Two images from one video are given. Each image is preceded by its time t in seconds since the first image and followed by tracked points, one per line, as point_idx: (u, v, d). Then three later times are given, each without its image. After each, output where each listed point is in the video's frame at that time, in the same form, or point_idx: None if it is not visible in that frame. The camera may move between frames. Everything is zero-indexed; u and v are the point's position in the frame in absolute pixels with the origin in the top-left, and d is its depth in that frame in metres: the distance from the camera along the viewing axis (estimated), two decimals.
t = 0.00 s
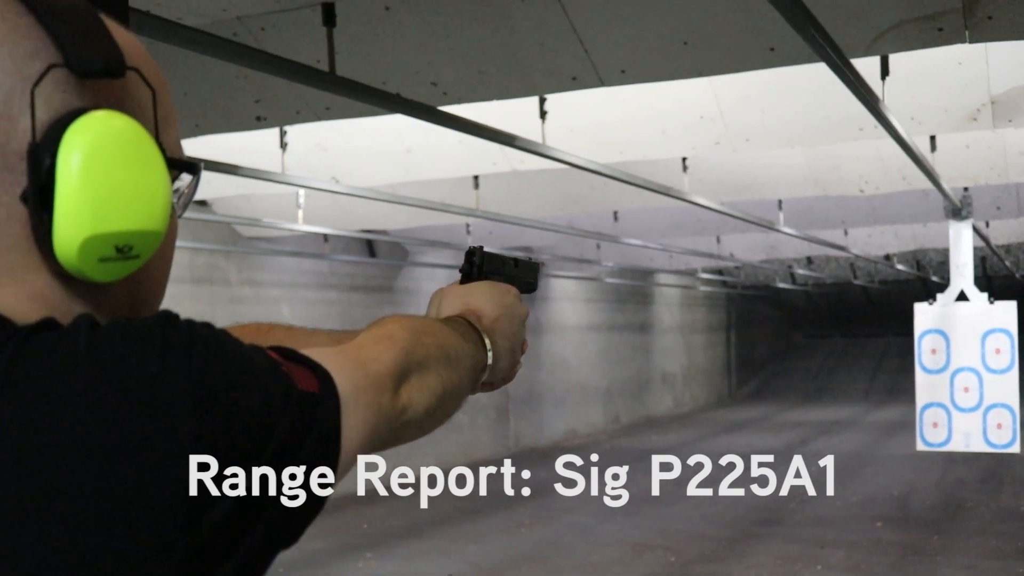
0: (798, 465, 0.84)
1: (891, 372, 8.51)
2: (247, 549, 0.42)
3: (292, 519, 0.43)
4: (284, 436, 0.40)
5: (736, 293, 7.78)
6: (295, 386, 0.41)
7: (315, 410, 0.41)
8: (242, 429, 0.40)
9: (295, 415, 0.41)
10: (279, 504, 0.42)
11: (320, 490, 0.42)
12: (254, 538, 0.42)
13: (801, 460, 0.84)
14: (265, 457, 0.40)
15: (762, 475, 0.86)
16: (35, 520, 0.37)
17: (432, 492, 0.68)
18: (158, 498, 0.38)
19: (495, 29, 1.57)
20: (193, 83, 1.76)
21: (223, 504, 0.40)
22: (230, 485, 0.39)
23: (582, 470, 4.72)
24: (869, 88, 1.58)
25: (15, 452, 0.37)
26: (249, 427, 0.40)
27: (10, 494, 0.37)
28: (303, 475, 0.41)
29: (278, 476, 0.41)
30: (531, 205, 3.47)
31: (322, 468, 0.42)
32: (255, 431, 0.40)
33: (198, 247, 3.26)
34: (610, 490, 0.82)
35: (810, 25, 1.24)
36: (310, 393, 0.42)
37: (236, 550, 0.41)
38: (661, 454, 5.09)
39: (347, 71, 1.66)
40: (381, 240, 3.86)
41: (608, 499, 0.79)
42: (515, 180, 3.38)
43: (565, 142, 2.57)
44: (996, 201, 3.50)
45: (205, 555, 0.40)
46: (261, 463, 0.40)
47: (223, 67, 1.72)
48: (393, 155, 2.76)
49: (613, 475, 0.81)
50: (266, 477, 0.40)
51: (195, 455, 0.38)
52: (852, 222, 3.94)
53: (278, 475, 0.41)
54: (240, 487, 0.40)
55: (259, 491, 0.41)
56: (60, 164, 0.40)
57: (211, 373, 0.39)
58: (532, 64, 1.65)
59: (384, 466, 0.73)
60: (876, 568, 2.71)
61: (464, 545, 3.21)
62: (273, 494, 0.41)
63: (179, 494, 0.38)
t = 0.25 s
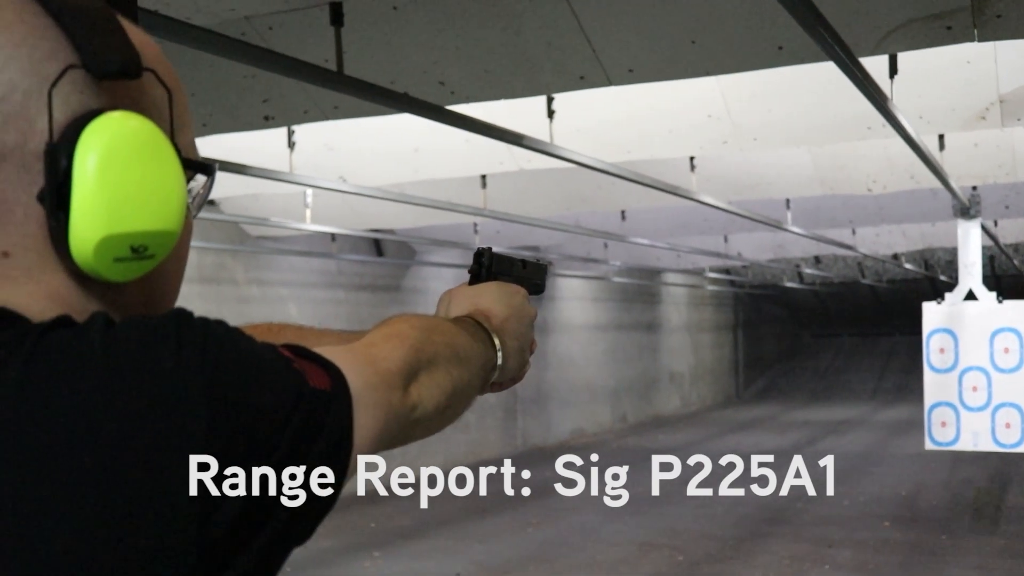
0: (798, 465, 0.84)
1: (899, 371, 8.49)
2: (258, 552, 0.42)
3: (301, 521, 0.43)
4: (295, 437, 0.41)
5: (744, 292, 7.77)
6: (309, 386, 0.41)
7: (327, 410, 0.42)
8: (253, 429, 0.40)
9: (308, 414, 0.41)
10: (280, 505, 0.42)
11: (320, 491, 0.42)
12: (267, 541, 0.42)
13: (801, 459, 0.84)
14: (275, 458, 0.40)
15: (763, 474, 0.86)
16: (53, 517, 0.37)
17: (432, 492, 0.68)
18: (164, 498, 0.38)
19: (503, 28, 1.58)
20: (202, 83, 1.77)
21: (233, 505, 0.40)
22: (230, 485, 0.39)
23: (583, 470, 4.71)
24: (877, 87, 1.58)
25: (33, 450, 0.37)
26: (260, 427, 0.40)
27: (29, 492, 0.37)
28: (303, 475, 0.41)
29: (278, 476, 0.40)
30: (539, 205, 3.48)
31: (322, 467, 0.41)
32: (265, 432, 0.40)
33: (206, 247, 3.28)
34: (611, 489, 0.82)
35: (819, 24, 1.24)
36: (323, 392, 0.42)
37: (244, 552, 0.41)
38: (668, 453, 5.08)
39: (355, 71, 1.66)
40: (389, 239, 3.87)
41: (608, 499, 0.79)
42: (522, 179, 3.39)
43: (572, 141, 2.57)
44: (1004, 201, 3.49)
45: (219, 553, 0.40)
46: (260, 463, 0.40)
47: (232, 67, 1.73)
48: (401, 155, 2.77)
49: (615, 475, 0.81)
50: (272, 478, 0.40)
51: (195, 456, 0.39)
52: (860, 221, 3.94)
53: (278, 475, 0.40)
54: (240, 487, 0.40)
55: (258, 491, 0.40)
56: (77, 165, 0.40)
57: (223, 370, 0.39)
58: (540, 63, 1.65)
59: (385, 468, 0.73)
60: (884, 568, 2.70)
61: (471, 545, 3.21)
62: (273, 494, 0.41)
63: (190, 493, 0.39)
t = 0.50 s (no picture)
0: (798, 465, 0.84)
1: (914, 368, 8.45)
2: (262, 551, 0.43)
3: (308, 517, 0.44)
4: (304, 431, 0.41)
5: (758, 288, 7.74)
6: (323, 378, 0.42)
7: (340, 404, 0.42)
8: (264, 424, 0.40)
9: (319, 409, 0.41)
10: (281, 505, 0.42)
11: (320, 490, 0.43)
12: (270, 542, 0.43)
13: (802, 460, 0.84)
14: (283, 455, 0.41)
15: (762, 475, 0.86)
16: (71, 505, 0.38)
17: (432, 493, 0.68)
18: (172, 493, 0.39)
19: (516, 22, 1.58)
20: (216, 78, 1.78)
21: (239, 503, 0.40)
22: (230, 485, 0.39)
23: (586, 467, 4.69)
24: (892, 81, 1.57)
25: (50, 438, 0.38)
26: (270, 424, 0.41)
27: (47, 479, 0.38)
28: (303, 475, 0.42)
29: (278, 477, 0.41)
30: (552, 200, 3.48)
31: (323, 468, 0.42)
32: (275, 428, 0.41)
33: (220, 242, 3.30)
34: (612, 489, 0.82)
35: (834, 17, 1.23)
36: (337, 383, 0.42)
37: (248, 552, 0.42)
38: (680, 449, 5.08)
39: (368, 66, 1.67)
40: (402, 234, 3.88)
41: (609, 499, 0.79)
42: (535, 175, 3.39)
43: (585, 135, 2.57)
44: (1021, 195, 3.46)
45: (226, 550, 0.41)
46: (261, 463, 0.41)
47: (245, 62, 1.74)
48: (414, 150, 2.78)
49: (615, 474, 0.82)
50: (279, 476, 0.41)
51: (195, 456, 0.39)
52: (874, 216, 3.92)
53: (278, 475, 0.41)
54: (240, 487, 0.40)
55: (259, 491, 0.41)
56: (96, 159, 0.41)
57: (237, 363, 0.40)
58: (552, 58, 1.65)
59: (385, 468, 0.73)
60: (897, 565, 2.69)
61: (484, 540, 3.22)
62: (273, 494, 0.41)
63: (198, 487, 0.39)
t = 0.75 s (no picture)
0: (795, 464, 0.84)
1: (906, 369, 8.48)
2: (261, 551, 0.42)
3: (308, 516, 0.44)
4: (302, 432, 0.41)
5: (750, 289, 7.76)
6: (316, 380, 0.42)
7: (333, 406, 0.42)
8: (260, 425, 0.40)
9: (314, 410, 0.41)
10: (281, 505, 0.42)
11: (320, 491, 0.42)
12: (269, 540, 0.43)
13: (799, 460, 0.84)
14: (281, 455, 0.41)
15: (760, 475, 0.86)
16: (59, 512, 0.37)
17: (431, 493, 0.68)
18: (167, 497, 0.39)
19: (509, 23, 1.58)
20: (209, 79, 1.77)
21: (237, 503, 0.40)
22: (230, 485, 0.39)
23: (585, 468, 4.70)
24: (885, 83, 1.57)
25: (38, 445, 0.37)
26: (266, 425, 0.40)
27: (35, 486, 0.37)
28: (303, 475, 0.41)
29: (278, 477, 0.41)
30: (545, 201, 3.48)
31: (323, 467, 0.42)
32: (271, 430, 0.40)
33: (213, 244, 3.28)
34: (608, 490, 0.82)
35: (828, 19, 1.24)
36: (330, 385, 0.42)
37: (246, 552, 0.42)
38: (673, 450, 5.08)
39: (361, 67, 1.67)
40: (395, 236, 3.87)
41: (608, 500, 0.79)
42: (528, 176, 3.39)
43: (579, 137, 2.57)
44: (1012, 197, 3.48)
45: (223, 550, 0.41)
46: (260, 463, 0.41)
47: (238, 63, 1.73)
48: (407, 151, 2.77)
49: (613, 475, 0.81)
50: (277, 477, 0.41)
51: (195, 456, 0.39)
52: (866, 218, 3.93)
53: (278, 475, 0.41)
54: (240, 487, 0.40)
55: (258, 492, 0.41)
56: (86, 161, 0.40)
57: (229, 366, 0.40)
58: (546, 59, 1.65)
59: (385, 469, 0.73)
60: (890, 565, 2.70)
61: (478, 542, 3.22)
62: (273, 494, 0.41)
63: (193, 489, 0.39)
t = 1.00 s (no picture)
0: (794, 464, 0.84)
1: (904, 370, 8.49)
2: (263, 551, 0.42)
3: (310, 516, 0.44)
4: (303, 432, 0.41)
5: (749, 290, 7.77)
6: (315, 379, 0.41)
7: (334, 405, 0.42)
8: (260, 427, 0.40)
9: (315, 410, 0.41)
10: (281, 505, 0.42)
11: (320, 490, 0.42)
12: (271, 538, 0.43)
13: (799, 459, 0.84)
14: (283, 455, 0.40)
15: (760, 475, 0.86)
16: (58, 510, 0.37)
17: (432, 493, 0.68)
18: (167, 497, 0.38)
19: (508, 24, 1.58)
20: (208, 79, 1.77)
21: (240, 500, 0.40)
22: (230, 486, 0.39)
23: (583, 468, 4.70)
24: (885, 84, 1.58)
25: (39, 445, 0.37)
26: (265, 425, 0.40)
27: (34, 486, 0.37)
28: (303, 475, 0.41)
29: (278, 476, 0.41)
30: (544, 202, 3.48)
31: (322, 468, 0.42)
32: (271, 432, 0.40)
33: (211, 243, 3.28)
34: (608, 490, 0.82)
35: (828, 21, 1.24)
36: (329, 385, 0.42)
37: (247, 552, 0.41)
38: (671, 450, 5.08)
39: (360, 67, 1.67)
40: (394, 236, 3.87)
41: (608, 500, 0.79)
42: (527, 176, 3.39)
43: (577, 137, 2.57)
44: (1010, 198, 3.49)
45: (224, 550, 0.40)
46: (260, 463, 0.40)
47: (237, 63, 1.73)
48: (406, 151, 2.77)
49: (613, 475, 0.81)
50: (277, 478, 0.41)
51: (195, 456, 0.39)
52: (865, 220, 3.94)
53: (278, 475, 0.40)
54: (240, 487, 0.40)
55: (258, 492, 0.41)
56: (85, 161, 0.40)
57: (229, 365, 0.40)
58: (544, 59, 1.65)
59: (384, 468, 0.73)
60: (888, 566, 2.70)
61: (476, 542, 3.22)
62: (273, 494, 0.41)
63: (194, 488, 0.39)
